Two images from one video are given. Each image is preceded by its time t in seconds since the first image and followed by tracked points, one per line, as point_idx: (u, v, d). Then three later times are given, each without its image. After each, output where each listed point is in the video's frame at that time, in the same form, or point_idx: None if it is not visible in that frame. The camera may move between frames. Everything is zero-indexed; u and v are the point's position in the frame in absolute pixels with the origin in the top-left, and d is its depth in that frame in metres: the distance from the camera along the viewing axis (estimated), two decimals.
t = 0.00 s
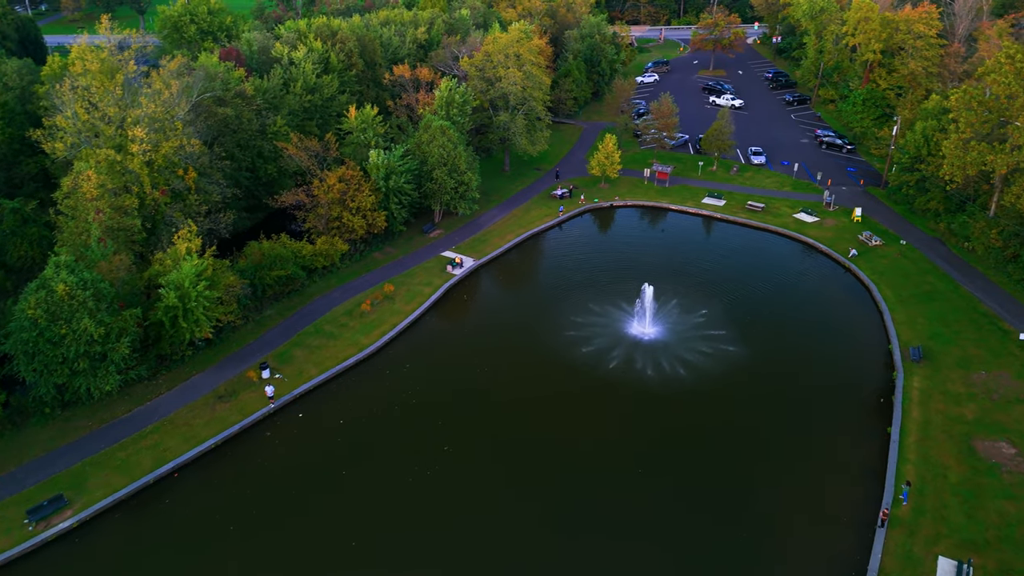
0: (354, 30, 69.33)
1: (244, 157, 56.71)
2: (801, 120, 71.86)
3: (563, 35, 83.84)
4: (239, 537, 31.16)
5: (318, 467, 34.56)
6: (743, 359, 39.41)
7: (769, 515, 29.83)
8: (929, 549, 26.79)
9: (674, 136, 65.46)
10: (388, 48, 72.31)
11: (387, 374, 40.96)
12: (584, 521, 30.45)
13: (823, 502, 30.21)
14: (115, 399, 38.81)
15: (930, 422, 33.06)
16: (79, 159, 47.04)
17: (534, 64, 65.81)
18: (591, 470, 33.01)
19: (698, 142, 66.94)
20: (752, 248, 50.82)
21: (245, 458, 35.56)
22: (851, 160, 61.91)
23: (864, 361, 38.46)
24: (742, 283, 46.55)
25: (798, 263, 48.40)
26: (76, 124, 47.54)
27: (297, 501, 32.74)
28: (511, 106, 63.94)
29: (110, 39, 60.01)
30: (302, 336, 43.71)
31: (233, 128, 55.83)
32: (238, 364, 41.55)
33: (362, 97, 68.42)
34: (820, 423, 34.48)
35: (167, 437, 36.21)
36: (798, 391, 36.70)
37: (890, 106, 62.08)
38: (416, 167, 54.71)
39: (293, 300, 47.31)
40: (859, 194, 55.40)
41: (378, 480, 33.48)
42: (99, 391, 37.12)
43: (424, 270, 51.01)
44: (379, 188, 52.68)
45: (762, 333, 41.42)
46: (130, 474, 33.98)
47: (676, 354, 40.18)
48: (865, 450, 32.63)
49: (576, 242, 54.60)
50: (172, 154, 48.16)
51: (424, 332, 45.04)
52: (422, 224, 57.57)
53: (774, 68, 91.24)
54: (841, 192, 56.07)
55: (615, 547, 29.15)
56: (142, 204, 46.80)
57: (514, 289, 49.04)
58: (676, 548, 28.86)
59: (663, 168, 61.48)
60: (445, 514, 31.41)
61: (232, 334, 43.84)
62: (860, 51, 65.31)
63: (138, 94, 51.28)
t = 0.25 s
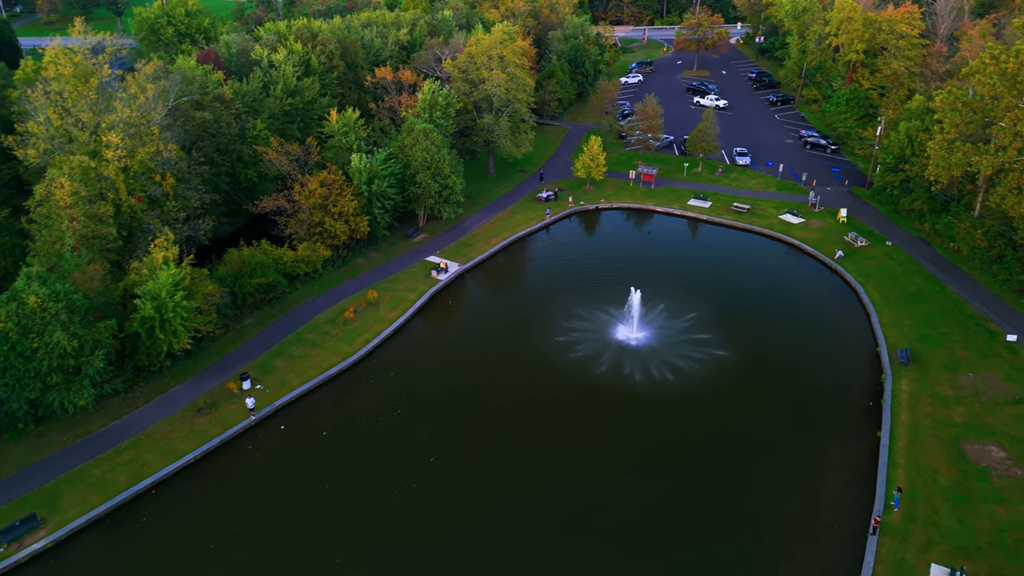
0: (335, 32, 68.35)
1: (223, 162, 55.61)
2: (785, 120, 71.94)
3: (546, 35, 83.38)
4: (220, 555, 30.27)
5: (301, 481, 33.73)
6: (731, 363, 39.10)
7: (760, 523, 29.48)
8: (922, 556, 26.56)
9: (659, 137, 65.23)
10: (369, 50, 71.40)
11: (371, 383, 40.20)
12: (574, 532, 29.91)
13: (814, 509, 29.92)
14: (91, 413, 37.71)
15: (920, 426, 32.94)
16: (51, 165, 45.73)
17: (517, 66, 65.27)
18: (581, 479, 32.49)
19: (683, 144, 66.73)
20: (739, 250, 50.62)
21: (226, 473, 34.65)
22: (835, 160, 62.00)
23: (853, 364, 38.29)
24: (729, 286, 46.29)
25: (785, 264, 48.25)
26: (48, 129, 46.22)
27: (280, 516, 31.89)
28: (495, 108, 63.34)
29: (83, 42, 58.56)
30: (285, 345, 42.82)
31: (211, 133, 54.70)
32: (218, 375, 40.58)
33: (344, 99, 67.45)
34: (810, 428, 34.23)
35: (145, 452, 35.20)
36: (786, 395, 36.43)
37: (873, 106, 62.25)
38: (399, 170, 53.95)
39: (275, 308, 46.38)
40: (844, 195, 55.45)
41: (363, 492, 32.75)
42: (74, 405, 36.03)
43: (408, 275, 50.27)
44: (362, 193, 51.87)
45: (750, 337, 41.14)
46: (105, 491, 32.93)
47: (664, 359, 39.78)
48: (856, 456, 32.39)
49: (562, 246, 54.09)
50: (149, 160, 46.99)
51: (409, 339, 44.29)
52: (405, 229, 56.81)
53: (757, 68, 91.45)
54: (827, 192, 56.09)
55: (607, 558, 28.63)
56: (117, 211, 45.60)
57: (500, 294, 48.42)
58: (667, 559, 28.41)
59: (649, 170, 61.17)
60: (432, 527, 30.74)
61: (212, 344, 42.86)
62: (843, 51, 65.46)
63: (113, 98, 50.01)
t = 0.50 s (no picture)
0: (318, 34, 67.44)
1: (204, 167, 54.61)
2: (771, 120, 71.97)
3: (532, 36, 82.94)
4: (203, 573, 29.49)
5: (286, 494, 33.03)
6: (720, 367, 38.84)
7: (752, 532, 29.16)
8: (915, 563, 26.37)
9: (645, 138, 64.99)
10: (353, 52, 70.55)
11: (357, 392, 39.54)
12: (565, 543, 29.44)
13: (806, 516, 29.66)
14: (68, 426, 36.70)
15: (910, 430, 32.84)
16: (26, 172, 44.54)
17: (503, 67, 64.73)
18: (571, 488, 32.04)
19: (670, 145, 66.53)
20: (727, 252, 50.42)
21: (209, 487, 33.84)
22: (821, 160, 62.06)
23: (842, 367, 38.15)
24: (718, 288, 46.06)
25: (773, 266, 48.11)
26: (23, 135, 45.02)
27: (264, 532, 31.17)
28: (481, 110, 62.77)
29: (57, 46, 57.08)
30: (268, 354, 42.01)
31: (192, 137, 53.67)
32: (200, 385, 39.71)
33: (327, 102, 66.60)
34: (801, 433, 34.00)
35: (124, 466, 34.29)
36: (776, 400, 36.20)
37: (859, 106, 62.40)
38: (384, 174, 53.27)
39: (258, 316, 45.54)
40: (831, 195, 55.47)
41: (350, 505, 32.11)
42: (50, 419, 35.05)
43: (394, 280, 49.60)
44: (347, 197, 51.12)
45: (739, 340, 40.91)
46: (83, 508, 32.00)
47: (653, 364, 39.44)
48: (847, 461, 32.20)
49: (549, 249, 53.65)
50: (127, 166, 45.93)
51: (395, 346, 43.64)
52: (391, 233, 56.12)
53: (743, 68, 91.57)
54: (814, 193, 56.08)
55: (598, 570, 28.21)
56: (95, 218, 44.50)
57: (487, 298, 47.86)
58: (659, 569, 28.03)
59: (636, 171, 60.89)
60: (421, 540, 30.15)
61: (193, 353, 42.00)
62: (828, 51, 65.52)
63: (89, 102, 48.85)
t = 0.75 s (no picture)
0: (298, 36, 66.45)
1: (182, 172, 53.49)
2: (755, 121, 72.00)
3: (515, 37, 82.42)
4: None
5: (269, 510, 32.21)
6: (709, 372, 38.51)
7: (744, 541, 28.80)
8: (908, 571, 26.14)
9: (630, 140, 64.69)
10: (335, 54, 69.60)
11: (341, 402, 38.77)
12: (555, 556, 28.91)
13: (797, 524, 29.37)
14: (42, 442, 35.56)
15: (900, 434, 32.68)
16: None
17: (486, 69, 64.13)
18: (560, 499, 31.52)
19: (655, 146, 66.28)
20: (713, 254, 50.18)
21: (188, 503, 32.93)
22: (806, 161, 62.10)
23: (830, 370, 37.97)
24: (705, 292, 45.77)
25: (759, 268, 47.93)
26: None
27: (246, 550, 30.34)
28: (465, 112, 62.15)
29: (28, 49, 55.58)
30: (250, 364, 41.09)
31: (169, 142, 52.51)
32: (178, 398, 38.72)
33: (309, 105, 65.63)
34: (790, 438, 33.74)
35: (101, 483, 33.25)
36: (765, 405, 35.92)
37: (842, 106, 62.54)
38: (367, 179, 52.49)
39: (239, 325, 44.59)
40: (816, 196, 55.49)
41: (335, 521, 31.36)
42: (23, 436, 33.92)
43: (378, 287, 48.83)
44: (329, 202, 50.27)
45: (727, 344, 40.62)
46: (57, 528, 30.95)
47: (642, 369, 39.02)
48: (837, 467, 31.97)
49: (535, 253, 53.12)
50: (102, 172, 44.73)
51: (380, 354, 42.88)
52: (375, 238, 55.33)
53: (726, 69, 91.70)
54: (799, 194, 56.06)
55: None
56: (70, 226, 43.25)
57: (473, 304, 47.22)
58: None
59: (621, 174, 60.56)
60: (407, 555, 29.48)
61: (172, 364, 41.03)
62: (811, 51, 65.59)
63: (63, 107, 47.57)
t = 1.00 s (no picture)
0: (281, 38, 65.52)
1: (163, 178, 52.44)
2: (741, 121, 71.95)
3: (501, 39, 81.86)
4: None
5: (254, 525, 31.49)
6: (699, 377, 38.17)
7: (737, 550, 28.46)
8: None
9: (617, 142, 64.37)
10: (318, 56, 68.70)
11: (327, 412, 38.07)
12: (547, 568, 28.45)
13: (790, 532, 29.09)
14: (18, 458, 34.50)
15: (891, 438, 32.53)
16: None
17: (472, 71, 63.56)
18: (551, 509, 31.06)
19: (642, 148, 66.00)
20: (702, 257, 49.92)
21: (171, 519, 32.13)
22: (793, 162, 62.09)
23: (821, 374, 37.78)
24: (694, 295, 45.47)
25: (748, 271, 47.74)
26: None
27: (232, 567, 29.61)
28: (450, 115, 61.54)
29: (2, 54, 54.25)
30: (233, 374, 40.26)
31: (149, 147, 51.43)
32: (160, 410, 37.82)
33: (292, 108, 64.73)
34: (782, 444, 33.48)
35: (80, 500, 32.33)
36: (757, 410, 35.64)
37: (828, 107, 62.58)
38: (352, 183, 51.76)
39: (222, 333, 43.72)
40: (804, 197, 55.45)
41: (322, 535, 30.70)
42: None
43: (364, 293, 48.12)
44: (313, 207, 49.49)
45: (717, 349, 40.33)
46: (35, 547, 30.02)
47: (632, 375, 38.61)
48: (829, 473, 31.75)
49: (523, 256, 52.61)
50: (80, 178, 43.61)
51: (366, 362, 42.20)
52: (360, 242, 54.60)
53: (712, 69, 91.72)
54: (786, 196, 55.98)
55: None
56: (46, 234, 42.11)
57: (460, 310, 46.60)
58: None
59: (609, 176, 60.22)
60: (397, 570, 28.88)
61: (153, 375, 40.12)
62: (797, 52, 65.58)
63: (38, 111, 46.36)
